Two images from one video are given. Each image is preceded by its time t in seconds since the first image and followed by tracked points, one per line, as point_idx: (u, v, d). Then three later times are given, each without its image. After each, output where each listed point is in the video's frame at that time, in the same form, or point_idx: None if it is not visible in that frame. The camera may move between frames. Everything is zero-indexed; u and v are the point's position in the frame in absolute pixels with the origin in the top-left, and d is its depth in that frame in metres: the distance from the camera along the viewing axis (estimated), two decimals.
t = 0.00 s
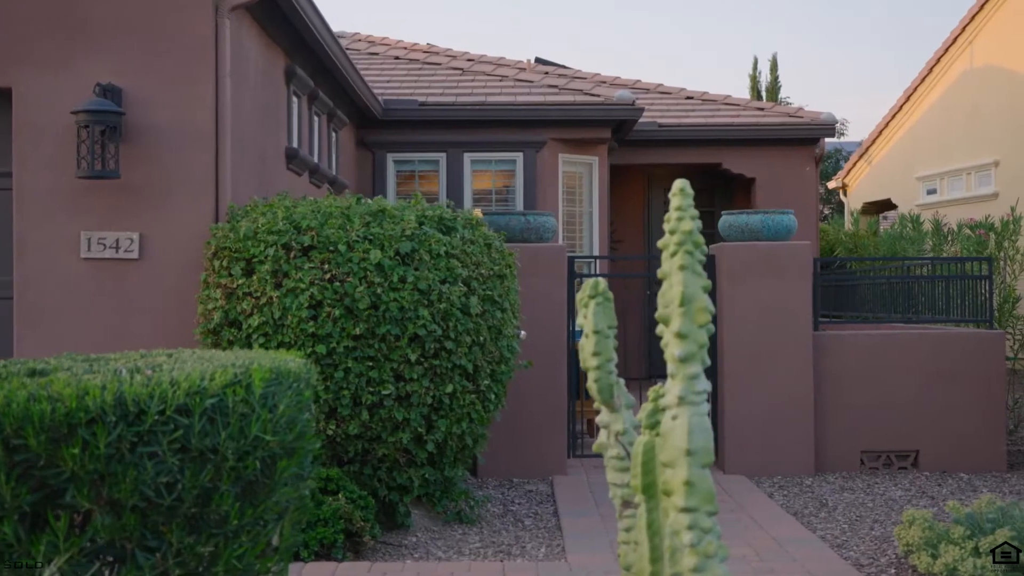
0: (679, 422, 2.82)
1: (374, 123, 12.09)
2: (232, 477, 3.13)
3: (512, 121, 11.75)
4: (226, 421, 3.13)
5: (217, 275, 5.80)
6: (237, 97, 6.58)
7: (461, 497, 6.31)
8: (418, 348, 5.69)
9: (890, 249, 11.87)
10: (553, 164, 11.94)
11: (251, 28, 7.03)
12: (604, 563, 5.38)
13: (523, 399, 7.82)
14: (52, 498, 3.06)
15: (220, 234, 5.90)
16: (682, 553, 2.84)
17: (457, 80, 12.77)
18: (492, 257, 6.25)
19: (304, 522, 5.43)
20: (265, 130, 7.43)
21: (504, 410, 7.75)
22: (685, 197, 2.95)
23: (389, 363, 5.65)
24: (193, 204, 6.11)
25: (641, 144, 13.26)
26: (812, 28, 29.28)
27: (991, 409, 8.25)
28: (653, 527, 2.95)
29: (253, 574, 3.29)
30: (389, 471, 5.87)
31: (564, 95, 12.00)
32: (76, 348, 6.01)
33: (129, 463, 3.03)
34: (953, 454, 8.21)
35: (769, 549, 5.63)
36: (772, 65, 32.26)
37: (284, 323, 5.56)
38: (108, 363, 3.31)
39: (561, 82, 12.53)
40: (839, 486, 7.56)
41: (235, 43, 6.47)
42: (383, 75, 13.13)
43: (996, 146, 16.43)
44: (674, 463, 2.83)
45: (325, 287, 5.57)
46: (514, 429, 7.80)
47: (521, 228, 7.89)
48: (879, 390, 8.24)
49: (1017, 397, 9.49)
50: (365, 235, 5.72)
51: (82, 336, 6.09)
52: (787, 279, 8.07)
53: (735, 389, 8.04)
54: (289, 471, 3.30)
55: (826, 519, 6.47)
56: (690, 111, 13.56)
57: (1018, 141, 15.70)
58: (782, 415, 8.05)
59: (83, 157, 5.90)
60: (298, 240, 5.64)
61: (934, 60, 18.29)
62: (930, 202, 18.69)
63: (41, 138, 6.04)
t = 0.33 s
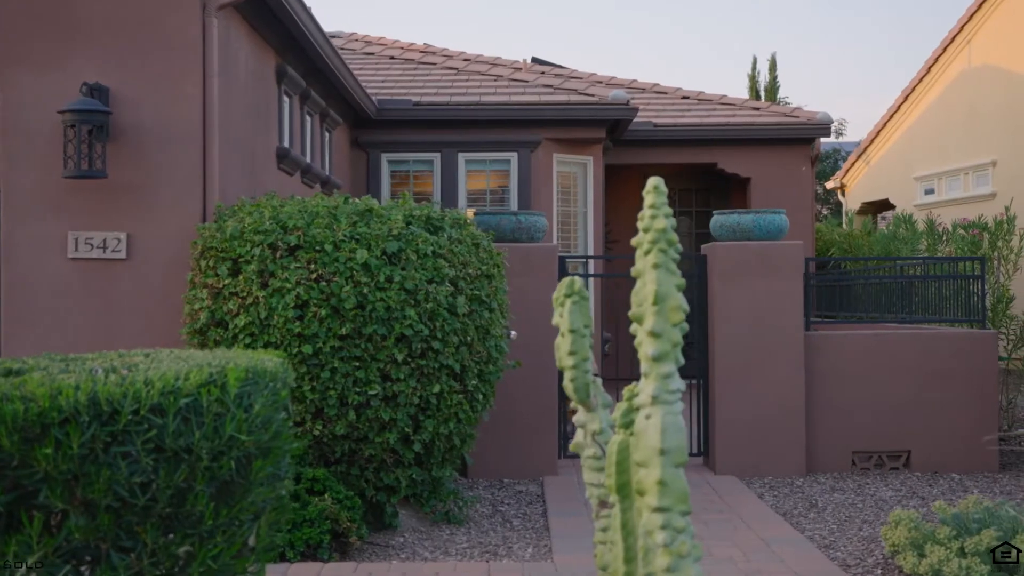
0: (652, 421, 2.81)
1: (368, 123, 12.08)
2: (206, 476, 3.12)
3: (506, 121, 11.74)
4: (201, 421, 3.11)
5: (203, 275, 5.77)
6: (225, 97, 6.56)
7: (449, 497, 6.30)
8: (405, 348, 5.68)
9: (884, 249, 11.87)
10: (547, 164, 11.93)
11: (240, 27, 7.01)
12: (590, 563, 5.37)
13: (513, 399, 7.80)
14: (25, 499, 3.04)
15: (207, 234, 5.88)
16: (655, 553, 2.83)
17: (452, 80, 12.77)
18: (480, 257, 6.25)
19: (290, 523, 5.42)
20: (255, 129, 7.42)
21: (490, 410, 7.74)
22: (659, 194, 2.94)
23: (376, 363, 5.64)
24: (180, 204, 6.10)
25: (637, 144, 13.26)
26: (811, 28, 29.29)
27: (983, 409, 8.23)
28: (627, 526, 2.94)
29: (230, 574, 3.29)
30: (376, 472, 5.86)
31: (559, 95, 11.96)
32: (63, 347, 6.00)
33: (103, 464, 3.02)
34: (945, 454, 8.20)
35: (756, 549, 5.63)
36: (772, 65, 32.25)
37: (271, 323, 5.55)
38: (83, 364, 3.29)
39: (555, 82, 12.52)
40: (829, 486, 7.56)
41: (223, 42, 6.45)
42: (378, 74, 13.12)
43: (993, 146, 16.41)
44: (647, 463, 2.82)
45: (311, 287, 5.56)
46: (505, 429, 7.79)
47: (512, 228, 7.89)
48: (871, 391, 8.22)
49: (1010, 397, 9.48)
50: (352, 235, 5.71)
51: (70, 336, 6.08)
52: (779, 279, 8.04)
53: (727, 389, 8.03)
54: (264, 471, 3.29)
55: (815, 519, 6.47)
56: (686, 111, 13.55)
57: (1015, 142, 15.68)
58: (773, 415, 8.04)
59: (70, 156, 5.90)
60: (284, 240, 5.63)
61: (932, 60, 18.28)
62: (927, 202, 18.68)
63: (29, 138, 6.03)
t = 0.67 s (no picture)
0: (625, 421, 2.80)
1: (363, 123, 12.06)
2: (180, 477, 3.11)
3: (501, 120, 11.73)
4: (175, 421, 3.10)
5: (189, 274, 5.75)
6: (212, 96, 6.55)
7: (437, 497, 6.28)
8: (391, 348, 5.67)
9: (879, 249, 11.86)
10: (542, 164, 11.92)
11: (228, 27, 7.00)
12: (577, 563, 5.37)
13: (503, 399, 7.79)
14: None
15: (193, 234, 5.86)
16: (628, 554, 2.82)
17: (446, 80, 12.75)
18: (468, 257, 6.25)
19: (275, 523, 5.41)
20: (244, 129, 7.41)
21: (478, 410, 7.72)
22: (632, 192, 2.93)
23: (363, 363, 5.63)
24: (167, 203, 6.09)
25: (632, 143, 13.25)
26: (810, 28, 29.29)
27: (975, 410, 8.22)
28: (601, 526, 2.92)
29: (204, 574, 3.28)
30: (363, 472, 5.84)
31: (553, 95, 11.93)
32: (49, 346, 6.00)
33: (76, 464, 3.00)
34: (937, 454, 8.18)
35: (743, 549, 5.64)
36: (771, 64, 32.26)
37: (256, 323, 5.53)
38: (57, 364, 3.27)
39: (550, 82, 12.50)
40: (820, 486, 7.56)
41: (210, 42, 6.44)
42: (372, 74, 13.11)
43: (991, 145, 16.40)
44: (620, 462, 2.80)
45: (297, 287, 5.55)
46: (495, 429, 7.78)
47: (503, 227, 7.91)
48: (863, 392, 8.21)
49: (1004, 396, 9.47)
50: (338, 235, 5.70)
51: (56, 337, 6.07)
52: (770, 279, 8.03)
53: (717, 389, 8.02)
54: (239, 471, 3.28)
55: (803, 519, 6.47)
56: (681, 111, 13.54)
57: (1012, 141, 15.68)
58: (765, 415, 8.02)
59: (56, 156, 5.89)
60: (270, 240, 5.62)
61: (929, 59, 18.27)
62: (924, 202, 18.69)
63: (16, 137, 6.03)
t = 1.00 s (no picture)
0: (598, 422, 2.78)
1: (357, 123, 12.05)
2: (154, 477, 3.10)
3: (495, 120, 11.71)
4: (149, 421, 3.09)
5: (175, 274, 5.73)
6: (200, 96, 6.54)
7: (424, 497, 6.27)
8: (377, 348, 5.66)
9: (873, 249, 11.86)
10: (536, 164, 11.91)
11: (217, 26, 6.98)
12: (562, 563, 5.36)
13: (493, 399, 7.77)
14: None
15: (178, 234, 5.84)
16: (602, 555, 2.80)
17: (440, 79, 12.73)
18: (455, 256, 6.25)
19: (260, 523, 5.41)
20: (234, 128, 7.39)
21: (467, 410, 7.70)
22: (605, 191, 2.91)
23: (349, 363, 5.62)
24: (153, 203, 6.08)
25: (627, 143, 13.23)
26: (810, 28, 29.28)
27: (967, 410, 8.20)
28: (575, 527, 2.90)
29: (179, 574, 3.28)
30: (349, 472, 5.83)
31: (547, 95, 11.90)
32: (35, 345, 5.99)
33: (49, 464, 2.97)
34: (929, 453, 8.16)
35: (730, 549, 5.63)
36: (770, 63, 32.26)
37: (241, 323, 5.51)
38: (32, 363, 3.25)
39: (545, 82, 12.48)
40: (810, 486, 7.55)
41: (197, 41, 6.42)
42: (367, 74, 13.09)
43: (989, 145, 16.38)
44: (594, 463, 2.78)
45: (283, 287, 5.53)
46: (486, 429, 7.77)
47: (494, 227, 7.91)
48: (855, 391, 8.19)
49: (997, 396, 9.46)
50: (324, 234, 5.68)
51: (42, 337, 6.06)
52: (761, 279, 8.01)
53: (708, 389, 8.01)
54: (213, 472, 3.26)
55: (792, 520, 6.47)
56: (676, 110, 13.52)
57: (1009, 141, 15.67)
58: (756, 415, 8.00)
59: (41, 155, 5.87)
60: (256, 240, 5.60)
61: (928, 58, 18.25)
62: (922, 202, 18.69)
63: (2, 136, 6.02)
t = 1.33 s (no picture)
0: (571, 423, 2.76)
1: (351, 123, 12.03)
2: (127, 478, 3.09)
3: (489, 119, 11.69)
4: (122, 422, 3.07)
5: (160, 274, 5.71)
6: (188, 95, 6.53)
7: (412, 497, 6.27)
8: (363, 348, 5.64)
9: (868, 249, 11.84)
10: (530, 164, 11.89)
11: (207, 26, 6.97)
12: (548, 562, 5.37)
13: (483, 400, 7.76)
14: None
15: (164, 234, 5.82)
16: (574, 555, 2.78)
17: (434, 79, 12.71)
18: (443, 256, 6.26)
19: (245, 523, 5.40)
20: (224, 128, 7.38)
21: (456, 410, 7.67)
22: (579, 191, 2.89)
23: (334, 363, 5.60)
24: (139, 202, 6.06)
25: (622, 143, 13.21)
26: (809, 28, 29.27)
27: (959, 410, 8.19)
28: (549, 528, 2.88)
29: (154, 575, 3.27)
30: (336, 472, 5.82)
31: (541, 94, 11.88)
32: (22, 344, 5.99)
33: (21, 464, 2.96)
34: (919, 454, 8.14)
35: (716, 549, 5.63)
36: (769, 63, 32.26)
37: (227, 323, 5.49)
38: (6, 363, 3.23)
39: (539, 81, 12.45)
40: (800, 486, 7.55)
41: (185, 42, 6.41)
42: (362, 73, 13.07)
43: (986, 145, 16.35)
44: (567, 463, 2.76)
45: (268, 287, 5.51)
46: (476, 429, 7.76)
47: (484, 226, 7.90)
48: (846, 391, 8.18)
49: (991, 395, 9.44)
50: (310, 234, 5.67)
51: (29, 337, 6.04)
52: (752, 279, 7.99)
53: (699, 389, 7.99)
54: (189, 472, 3.24)
55: (780, 520, 6.48)
56: (672, 110, 13.50)
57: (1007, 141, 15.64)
58: (746, 415, 7.98)
59: (27, 154, 5.86)
60: (242, 239, 5.58)
61: (925, 58, 18.24)
62: (919, 202, 18.67)
63: None
